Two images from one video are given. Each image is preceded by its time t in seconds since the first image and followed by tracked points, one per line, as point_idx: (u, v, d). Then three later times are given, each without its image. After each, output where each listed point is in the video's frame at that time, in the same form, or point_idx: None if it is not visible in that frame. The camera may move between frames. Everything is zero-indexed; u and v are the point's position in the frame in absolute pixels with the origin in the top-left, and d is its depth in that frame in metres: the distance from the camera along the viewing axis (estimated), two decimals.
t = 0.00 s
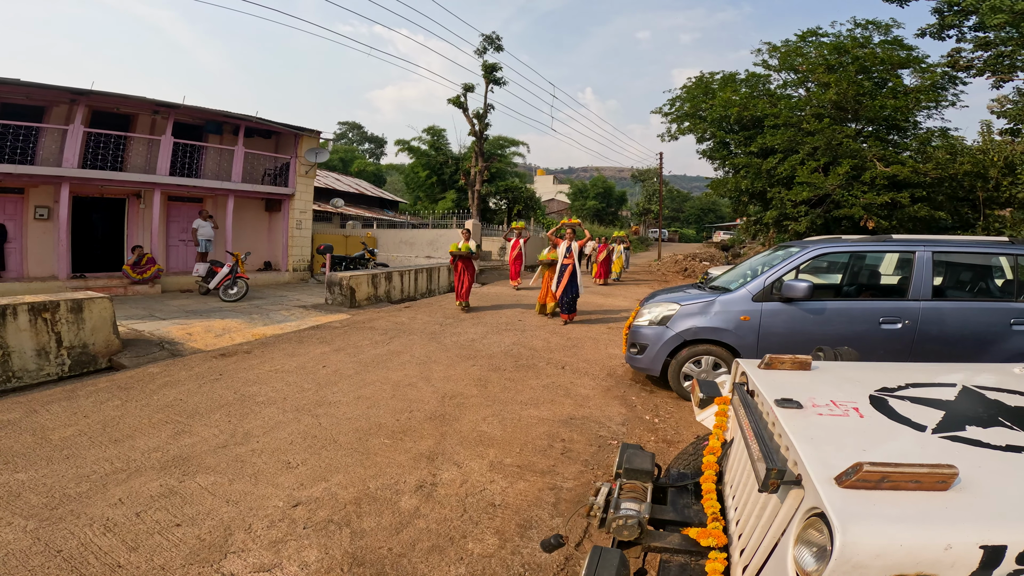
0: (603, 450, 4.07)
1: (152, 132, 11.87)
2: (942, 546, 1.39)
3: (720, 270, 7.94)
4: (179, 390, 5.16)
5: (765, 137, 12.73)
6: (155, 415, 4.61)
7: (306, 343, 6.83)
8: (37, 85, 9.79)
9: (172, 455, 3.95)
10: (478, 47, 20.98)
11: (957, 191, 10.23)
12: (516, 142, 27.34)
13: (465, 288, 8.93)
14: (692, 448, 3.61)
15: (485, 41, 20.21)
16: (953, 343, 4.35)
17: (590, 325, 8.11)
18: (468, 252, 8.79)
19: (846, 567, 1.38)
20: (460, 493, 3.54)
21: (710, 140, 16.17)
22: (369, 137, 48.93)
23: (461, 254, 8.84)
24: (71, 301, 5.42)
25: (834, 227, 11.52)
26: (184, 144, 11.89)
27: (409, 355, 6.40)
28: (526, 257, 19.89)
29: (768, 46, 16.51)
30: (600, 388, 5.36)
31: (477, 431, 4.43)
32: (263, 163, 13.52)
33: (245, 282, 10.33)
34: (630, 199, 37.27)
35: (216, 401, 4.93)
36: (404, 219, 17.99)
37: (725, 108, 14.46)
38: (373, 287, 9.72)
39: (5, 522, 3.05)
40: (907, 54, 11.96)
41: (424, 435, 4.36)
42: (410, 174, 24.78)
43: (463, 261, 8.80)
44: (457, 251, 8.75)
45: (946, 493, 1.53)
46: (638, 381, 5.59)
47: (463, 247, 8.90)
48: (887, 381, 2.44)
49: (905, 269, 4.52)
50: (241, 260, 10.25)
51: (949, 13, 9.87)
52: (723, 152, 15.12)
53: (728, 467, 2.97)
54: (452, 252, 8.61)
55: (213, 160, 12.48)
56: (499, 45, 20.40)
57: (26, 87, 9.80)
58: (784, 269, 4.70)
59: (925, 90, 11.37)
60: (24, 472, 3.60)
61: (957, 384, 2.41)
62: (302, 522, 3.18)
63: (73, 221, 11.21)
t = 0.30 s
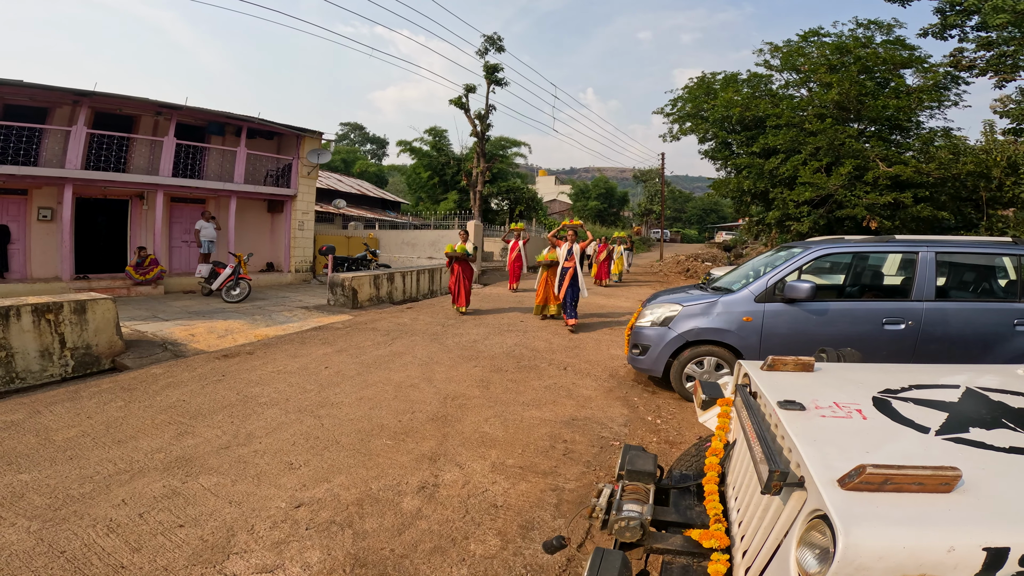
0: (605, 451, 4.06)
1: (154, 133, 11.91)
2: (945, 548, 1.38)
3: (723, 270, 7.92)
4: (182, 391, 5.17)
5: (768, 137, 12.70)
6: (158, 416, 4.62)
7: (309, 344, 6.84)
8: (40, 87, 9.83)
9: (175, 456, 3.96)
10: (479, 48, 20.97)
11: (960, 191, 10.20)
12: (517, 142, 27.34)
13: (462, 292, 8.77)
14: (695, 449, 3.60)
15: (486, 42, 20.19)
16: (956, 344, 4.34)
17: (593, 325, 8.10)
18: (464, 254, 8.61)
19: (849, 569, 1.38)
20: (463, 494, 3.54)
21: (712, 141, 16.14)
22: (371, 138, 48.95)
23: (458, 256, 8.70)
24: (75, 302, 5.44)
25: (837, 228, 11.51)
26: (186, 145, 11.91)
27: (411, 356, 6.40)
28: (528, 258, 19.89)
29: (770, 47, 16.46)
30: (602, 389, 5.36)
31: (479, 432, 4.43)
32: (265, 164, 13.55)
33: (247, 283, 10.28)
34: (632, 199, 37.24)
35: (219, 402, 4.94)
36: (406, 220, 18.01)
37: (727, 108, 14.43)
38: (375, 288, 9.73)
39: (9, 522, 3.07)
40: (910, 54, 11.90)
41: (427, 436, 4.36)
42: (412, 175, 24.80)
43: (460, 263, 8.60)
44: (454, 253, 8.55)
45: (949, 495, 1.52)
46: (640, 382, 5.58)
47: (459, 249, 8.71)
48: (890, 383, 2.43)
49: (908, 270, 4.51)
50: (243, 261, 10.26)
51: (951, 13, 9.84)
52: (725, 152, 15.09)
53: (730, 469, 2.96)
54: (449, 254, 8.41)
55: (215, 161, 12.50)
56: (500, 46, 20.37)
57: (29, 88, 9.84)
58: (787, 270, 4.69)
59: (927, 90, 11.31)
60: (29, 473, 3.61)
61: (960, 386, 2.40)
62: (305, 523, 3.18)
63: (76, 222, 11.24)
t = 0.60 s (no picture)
0: (606, 453, 4.06)
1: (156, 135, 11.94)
2: (947, 549, 1.38)
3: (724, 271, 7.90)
4: (184, 392, 5.17)
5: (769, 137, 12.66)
6: (160, 417, 4.63)
7: (310, 345, 6.84)
8: (42, 88, 9.86)
9: (177, 457, 3.96)
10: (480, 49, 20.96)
11: (962, 191, 10.16)
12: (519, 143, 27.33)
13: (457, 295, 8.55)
14: (696, 450, 3.59)
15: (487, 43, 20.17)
16: (959, 345, 4.32)
17: (594, 326, 8.09)
18: (459, 256, 8.42)
19: (851, 571, 1.37)
20: (464, 495, 3.54)
21: (713, 141, 16.11)
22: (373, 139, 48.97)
23: (453, 259, 8.51)
24: (77, 304, 5.45)
25: (839, 228, 11.50)
26: (188, 146, 11.94)
27: (412, 357, 6.40)
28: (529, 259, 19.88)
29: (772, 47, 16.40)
30: (603, 390, 5.35)
31: (480, 433, 4.43)
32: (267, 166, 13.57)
33: (249, 284, 10.31)
34: (633, 200, 37.20)
35: (220, 403, 4.95)
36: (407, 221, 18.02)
37: (728, 108, 14.40)
38: (376, 290, 9.74)
39: (10, 523, 3.07)
40: (912, 54, 11.86)
41: (428, 437, 4.36)
42: (413, 176, 24.81)
43: (454, 266, 8.40)
44: (447, 255, 8.35)
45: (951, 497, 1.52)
46: (642, 383, 5.57)
47: (452, 251, 8.51)
48: (893, 385, 2.42)
49: (911, 270, 4.49)
50: (245, 262, 10.27)
51: (952, 12, 9.81)
52: (727, 152, 15.06)
53: (732, 470, 2.96)
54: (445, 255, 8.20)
55: (217, 163, 12.53)
56: (501, 47, 20.36)
57: (31, 90, 9.87)
58: (789, 270, 4.69)
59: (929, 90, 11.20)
60: (30, 474, 3.61)
61: (963, 388, 2.39)
62: (306, 524, 3.18)
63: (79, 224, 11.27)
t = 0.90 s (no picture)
0: (608, 454, 4.05)
1: (159, 136, 11.97)
2: (948, 551, 1.37)
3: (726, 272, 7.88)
4: (187, 393, 5.18)
5: (770, 138, 12.65)
6: (162, 418, 4.63)
7: (312, 346, 6.85)
8: (45, 89, 9.90)
9: (180, 458, 3.97)
10: (481, 50, 20.97)
11: (965, 192, 10.13)
12: (520, 144, 27.32)
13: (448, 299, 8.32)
14: (698, 452, 3.59)
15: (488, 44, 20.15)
16: (961, 346, 4.31)
17: (595, 328, 8.08)
18: (451, 258, 8.20)
19: (851, 573, 1.37)
20: (465, 497, 3.54)
21: (715, 142, 16.08)
22: (374, 140, 49.01)
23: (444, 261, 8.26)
24: (80, 305, 5.46)
25: (841, 229, 11.49)
26: (190, 147, 11.96)
27: (413, 359, 6.40)
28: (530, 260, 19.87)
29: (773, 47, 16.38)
30: (605, 391, 5.34)
31: (481, 434, 4.43)
32: (269, 167, 13.60)
33: (251, 285, 10.35)
34: (635, 201, 37.20)
35: (223, 404, 4.96)
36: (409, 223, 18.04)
37: (729, 109, 14.39)
38: (377, 291, 9.75)
39: (14, 524, 3.08)
40: (913, 54, 11.83)
41: (429, 438, 4.36)
42: (415, 177, 24.81)
43: (446, 268, 8.17)
44: (439, 257, 8.12)
45: (952, 499, 1.51)
46: (644, 384, 5.57)
47: (444, 253, 8.29)
48: (894, 386, 2.42)
49: (913, 271, 4.48)
50: (248, 263, 10.29)
51: (953, 13, 9.80)
52: (728, 153, 15.04)
53: (733, 471, 2.95)
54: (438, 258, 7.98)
55: (219, 164, 12.55)
56: (502, 48, 20.35)
57: (34, 91, 9.91)
58: (790, 272, 4.68)
59: (931, 90, 11.21)
60: (33, 475, 3.62)
61: (965, 389, 2.38)
62: (308, 525, 3.18)
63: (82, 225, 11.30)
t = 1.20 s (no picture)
0: (610, 454, 4.05)
1: (161, 137, 12.00)
2: (950, 552, 1.37)
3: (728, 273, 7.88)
4: (189, 394, 5.19)
5: (772, 138, 12.64)
6: (165, 419, 4.64)
7: (314, 347, 6.86)
8: (48, 91, 9.92)
9: (182, 459, 3.98)
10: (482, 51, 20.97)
11: (967, 192, 10.11)
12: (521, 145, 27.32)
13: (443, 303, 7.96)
14: (700, 453, 3.59)
15: (489, 44, 20.14)
16: (964, 346, 4.30)
17: (597, 329, 8.09)
18: (445, 260, 7.88)
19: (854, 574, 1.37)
20: (467, 498, 3.54)
21: (716, 142, 16.07)
22: (376, 141, 49.07)
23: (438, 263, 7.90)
24: (83, 306, 5.47)
25: (843, 229, 11.48)
26: (193, 148, 11.98)
27: (415, 360, 6.41)
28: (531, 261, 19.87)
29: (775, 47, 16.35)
30: (607, 392, 5.34)
31: (483, 435, 4.43)
32: (271, 168, 13.61)
33: (253, 286, 10.37)
34: (637, 202, 37.18)
35: (225, 405, 4.96)
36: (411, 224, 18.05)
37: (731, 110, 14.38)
38: (379, 292, 9.76)
39: (17, 525, 3.08)
40: (915, 54, 11.81)
41: (431, 439, 4.36)
42: (416, 178, 24.82)
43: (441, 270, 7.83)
44: (434, 259, 7.71)
45: (954, 500, 1.51)
46: (645, 385, 5.56)
47: (438, 255, 7.93)
48: (896, 387, 2.42)
49: (916, 271, 4.48)
50: (249, 265, 10.30)
51: (955, 13, 9.78)
52: (730, 153, 15.03)
53: (735, 472, 2.96)
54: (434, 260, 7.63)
55: (221, 165, 12.58)
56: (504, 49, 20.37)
57: (37, 92, 9.94)
58: (792, 272, 4.68)
59: (933, 90, 11.19)
60: (37, 476, 3.63)
61: (967, 390, 2.37)
62: (310, 526, 3.19)
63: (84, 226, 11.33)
